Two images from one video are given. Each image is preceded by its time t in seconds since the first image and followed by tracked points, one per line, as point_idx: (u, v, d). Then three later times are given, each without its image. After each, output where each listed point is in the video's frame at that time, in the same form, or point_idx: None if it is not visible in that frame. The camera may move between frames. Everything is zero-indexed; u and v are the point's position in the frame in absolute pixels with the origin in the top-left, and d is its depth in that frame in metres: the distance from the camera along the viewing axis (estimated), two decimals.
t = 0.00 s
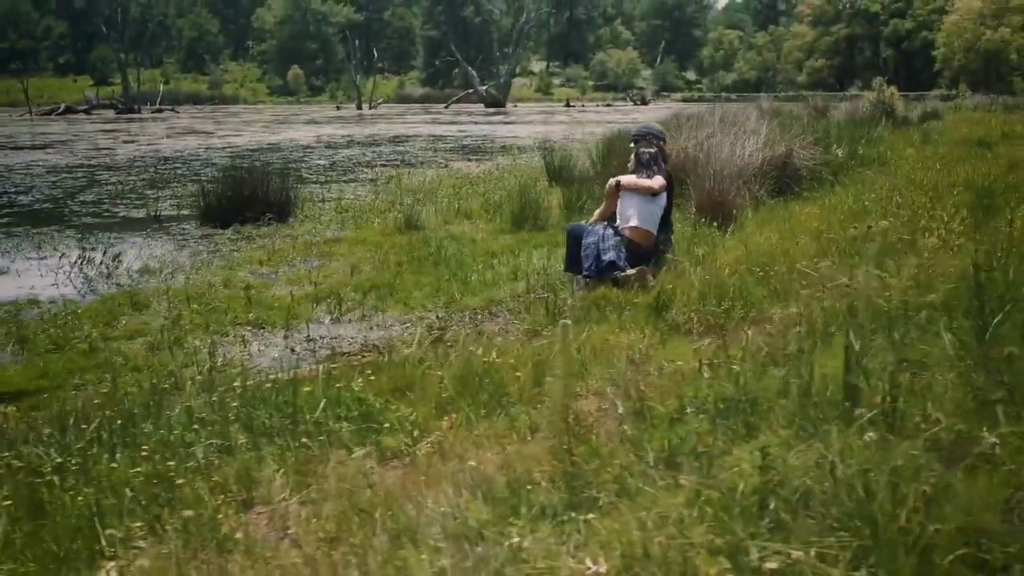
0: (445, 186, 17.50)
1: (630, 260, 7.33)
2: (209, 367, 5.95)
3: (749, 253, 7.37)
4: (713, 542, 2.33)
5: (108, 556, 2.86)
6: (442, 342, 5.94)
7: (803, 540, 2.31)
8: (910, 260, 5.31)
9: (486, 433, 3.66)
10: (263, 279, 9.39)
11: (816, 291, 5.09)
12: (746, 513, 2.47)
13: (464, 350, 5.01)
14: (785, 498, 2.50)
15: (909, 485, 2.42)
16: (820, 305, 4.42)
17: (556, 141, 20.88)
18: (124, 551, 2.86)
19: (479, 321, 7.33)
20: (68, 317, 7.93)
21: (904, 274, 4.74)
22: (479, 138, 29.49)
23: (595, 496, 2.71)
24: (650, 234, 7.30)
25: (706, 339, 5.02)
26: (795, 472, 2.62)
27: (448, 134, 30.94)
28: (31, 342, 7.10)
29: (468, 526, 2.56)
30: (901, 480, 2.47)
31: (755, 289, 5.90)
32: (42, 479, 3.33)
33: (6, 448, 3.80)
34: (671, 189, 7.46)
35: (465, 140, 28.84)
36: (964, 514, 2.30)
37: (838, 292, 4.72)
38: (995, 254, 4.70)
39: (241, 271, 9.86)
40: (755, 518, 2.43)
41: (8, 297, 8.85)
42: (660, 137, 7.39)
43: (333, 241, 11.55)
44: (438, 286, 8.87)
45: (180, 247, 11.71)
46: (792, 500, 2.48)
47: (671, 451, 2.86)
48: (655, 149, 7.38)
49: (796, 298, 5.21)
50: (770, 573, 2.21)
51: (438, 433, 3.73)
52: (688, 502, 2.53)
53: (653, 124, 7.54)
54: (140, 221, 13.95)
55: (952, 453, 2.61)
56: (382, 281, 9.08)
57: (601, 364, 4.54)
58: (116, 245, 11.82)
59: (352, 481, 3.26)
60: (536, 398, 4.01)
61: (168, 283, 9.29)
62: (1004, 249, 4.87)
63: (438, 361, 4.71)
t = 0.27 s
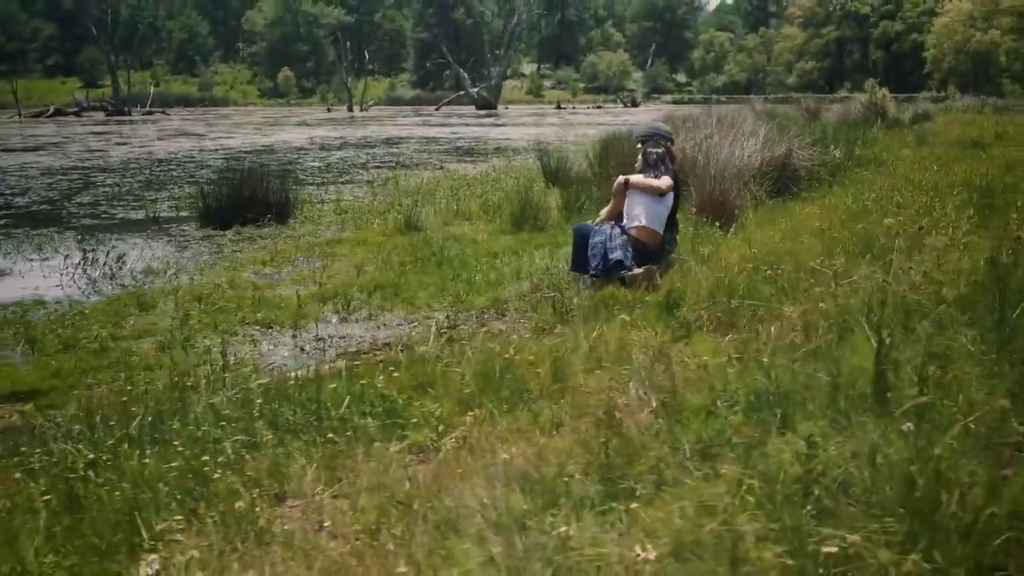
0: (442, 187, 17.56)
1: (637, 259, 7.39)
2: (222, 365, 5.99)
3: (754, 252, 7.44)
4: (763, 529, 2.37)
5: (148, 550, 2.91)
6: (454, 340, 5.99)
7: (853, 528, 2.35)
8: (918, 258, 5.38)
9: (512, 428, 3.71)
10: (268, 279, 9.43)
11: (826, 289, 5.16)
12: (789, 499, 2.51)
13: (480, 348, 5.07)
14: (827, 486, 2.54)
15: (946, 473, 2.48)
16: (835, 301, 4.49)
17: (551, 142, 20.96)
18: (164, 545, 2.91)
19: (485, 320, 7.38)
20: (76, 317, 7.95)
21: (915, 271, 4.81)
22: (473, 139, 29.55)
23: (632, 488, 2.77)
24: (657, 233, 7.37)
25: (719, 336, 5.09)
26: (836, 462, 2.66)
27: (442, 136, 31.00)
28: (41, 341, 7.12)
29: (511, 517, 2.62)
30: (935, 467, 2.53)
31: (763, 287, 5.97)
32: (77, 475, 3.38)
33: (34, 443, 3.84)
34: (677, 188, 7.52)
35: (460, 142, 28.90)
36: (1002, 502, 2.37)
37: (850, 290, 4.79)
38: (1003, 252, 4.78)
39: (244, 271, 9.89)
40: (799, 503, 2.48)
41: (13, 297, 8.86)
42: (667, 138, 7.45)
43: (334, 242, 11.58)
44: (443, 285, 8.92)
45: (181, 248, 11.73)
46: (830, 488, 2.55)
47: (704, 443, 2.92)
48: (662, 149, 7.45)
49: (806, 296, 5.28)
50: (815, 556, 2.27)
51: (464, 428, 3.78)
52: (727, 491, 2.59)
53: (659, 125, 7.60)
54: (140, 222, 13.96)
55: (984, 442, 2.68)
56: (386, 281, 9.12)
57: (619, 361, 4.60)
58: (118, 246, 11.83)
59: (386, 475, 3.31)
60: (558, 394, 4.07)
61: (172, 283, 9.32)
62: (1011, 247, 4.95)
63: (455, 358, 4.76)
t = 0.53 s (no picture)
0: (441, 188, 17.59)
1: (643, 258, 7.44)
2: (234, 364, 6.02)
3: (758, 252, 7.49)
4: (800, 515, 2.39)
5: (177, 544, 2.93)
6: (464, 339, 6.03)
7: (892, 511, 2.35)
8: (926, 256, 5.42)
9: (533, 423, 3.74)
10: (273, 280, 9.45)
11: (836, 286, 5.21)
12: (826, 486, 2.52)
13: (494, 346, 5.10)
14: (863, 473, 2.55)
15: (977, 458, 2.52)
16: (849, 297, 4.52)
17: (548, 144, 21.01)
18: (192, 539, 2.94)
19: (491, 320, 7.42)
20: (83, 317, 7.97)
21: (927, 268, 4.85)
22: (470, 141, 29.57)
23: (664, 480, 2.79)
24: (662, 233, 7.42)
25: (730, 333, 5.13)
26: (870, 451, 2.67)
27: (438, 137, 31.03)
28: (50, 341, 7.14)
29: (543, 507, 2.66)
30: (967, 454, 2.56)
31: (771, 286, 6.01)
32: (104, 470, 3.40)
33: (59, 441, 3.86)
34: (682, 188, 7.58)
35: (456, 143, 28.94)
36: None
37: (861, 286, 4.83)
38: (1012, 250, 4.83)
39: (248, 272, 9.91)
40: (835, 489, 2.49)
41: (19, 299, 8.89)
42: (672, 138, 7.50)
43: (335, 243, 11.60)
44: (447, 286, 8.96)
45: (182, 250, 11.74)
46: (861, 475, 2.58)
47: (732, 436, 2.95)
48: (668, 149, 7.50)
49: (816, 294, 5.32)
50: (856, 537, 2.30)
51: (485, 424, 3.81)
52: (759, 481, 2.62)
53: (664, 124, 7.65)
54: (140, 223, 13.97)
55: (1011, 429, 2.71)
56: (391, 282, 9.15)
57: (633, 357, 4.64)
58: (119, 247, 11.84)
59: (412, 468, 3.33)
60: (576, 391, 4.10)
61: (177, 284, 9.34)
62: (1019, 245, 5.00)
63: (470, 356, 4.79)
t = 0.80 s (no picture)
0: (439, 189, 17.64)
1: (649, 258, 7.50)
2: (248, 363, 6.07)
3: (763, 251, 7.57)
4: (837, 501, 2.47)
5: (215, 533, 2.99)
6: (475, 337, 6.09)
7: (926, 495, 2.44)
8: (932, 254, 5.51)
9: (556, 417, 3.81)
10: (278, 281, 9.49)
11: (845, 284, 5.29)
12: (858, 473, 2.60)
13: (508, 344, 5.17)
14: (893, 460, 2.64)
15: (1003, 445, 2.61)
16: (860, 294, 4.61)
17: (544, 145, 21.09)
18: (229, 529, 2.99)
19: (499, 319, 7.48)
20: (91, 317, 7.99)
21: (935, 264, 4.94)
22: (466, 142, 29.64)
23: (696, 469, 2.87)
24: (668, 231, 7.49)
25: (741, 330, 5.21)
26: (898, 439, 2.75)
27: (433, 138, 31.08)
28: (60, 341, 7.17)
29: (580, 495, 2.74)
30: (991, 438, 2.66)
31: (779, 284, 6.09)
32: (139, 464, 3.46)
33: (87, 436, 3.91)
34: (687, 187, 7.65)
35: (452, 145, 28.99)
36: None
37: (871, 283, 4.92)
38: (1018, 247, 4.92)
39: (252, 273, 9.94)
40: (867, 475, 2.57)
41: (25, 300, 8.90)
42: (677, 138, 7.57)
43: (338, 244, 11.64)
44: (452, 286, 9.02)
45: (185, 251, 11.77)
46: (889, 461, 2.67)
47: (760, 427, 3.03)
48: (673, 148, 7.56)
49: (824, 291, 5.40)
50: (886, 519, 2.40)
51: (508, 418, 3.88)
52: (790, 469, 2.70)
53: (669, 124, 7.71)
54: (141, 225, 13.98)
55: None
56: (395, 282, 9.20)
57: (649, 354, 4.71)
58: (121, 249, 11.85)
59: (442, 460, 3.41)
60: (596, 386, 4.17)
61: (182, 285, 9.37)
62: None
63: (486, 354, 4.86)
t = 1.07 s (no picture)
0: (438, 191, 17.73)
1: (655, 258, 7.59)
2: (261, 361, 6.15)
3: (766, 251, 7.67)
4: (860, 490, 2.59)
5: (249, 526, 3.06)
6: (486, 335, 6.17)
7: (948, 482, 2.56)
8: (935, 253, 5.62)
9: (576, 412, 3.90)
10: (284, 281, 9.56)
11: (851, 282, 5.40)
12: (881, 461, 2.72)
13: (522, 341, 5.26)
14: (913, 449, 2.75)
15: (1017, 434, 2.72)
16: (869, 291, 4.72)
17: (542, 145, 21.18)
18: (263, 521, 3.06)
19: (506, 319, 7.56)
20: (102, 318, 8.05)
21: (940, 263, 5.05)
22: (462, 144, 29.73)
23: (721, 460, 2.98)
24: (674, 231, 7.57)
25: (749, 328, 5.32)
26: (917, 430, 2.87)
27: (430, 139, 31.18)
28: (73, 341, 7.23)
29: (610, 486, 2.84)
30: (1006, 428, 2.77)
31: (784, 283, 6.20)
32: (170, 459, 3.53)
33: (117, 433, 3.99)
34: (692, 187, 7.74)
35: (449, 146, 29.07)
36: None
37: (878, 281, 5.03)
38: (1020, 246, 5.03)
39: (258, 274, 10.01)
40: (888, 463, 2.69)
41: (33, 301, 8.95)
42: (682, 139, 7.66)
43: (341, 245, 11.71)
44: (458, 286, 9.10)
45: (189, 252, 11.83)
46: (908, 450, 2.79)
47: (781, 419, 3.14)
48: (679, 148, 7.65)
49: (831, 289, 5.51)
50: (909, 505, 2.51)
51: (530, 413, 3.98)
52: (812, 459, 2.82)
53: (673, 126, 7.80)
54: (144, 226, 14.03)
55: None
56: (401, 282, 9.28)
57: (663, 350, 4.81)
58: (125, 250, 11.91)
59: (471, 454, 3.50)
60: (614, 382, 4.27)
61: (189, 285, 9.43)
62: None
63: (501, 351, 4.95)
